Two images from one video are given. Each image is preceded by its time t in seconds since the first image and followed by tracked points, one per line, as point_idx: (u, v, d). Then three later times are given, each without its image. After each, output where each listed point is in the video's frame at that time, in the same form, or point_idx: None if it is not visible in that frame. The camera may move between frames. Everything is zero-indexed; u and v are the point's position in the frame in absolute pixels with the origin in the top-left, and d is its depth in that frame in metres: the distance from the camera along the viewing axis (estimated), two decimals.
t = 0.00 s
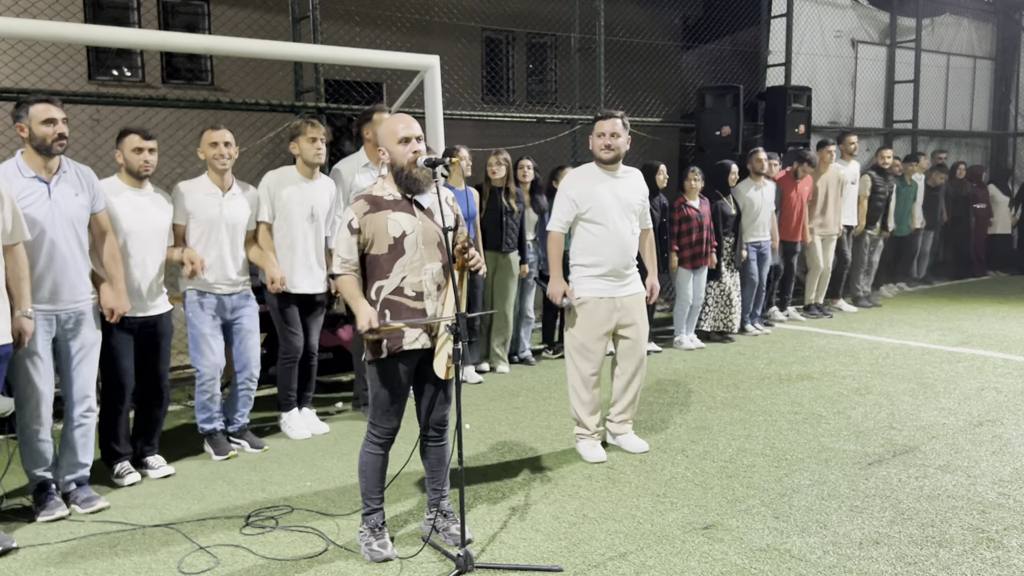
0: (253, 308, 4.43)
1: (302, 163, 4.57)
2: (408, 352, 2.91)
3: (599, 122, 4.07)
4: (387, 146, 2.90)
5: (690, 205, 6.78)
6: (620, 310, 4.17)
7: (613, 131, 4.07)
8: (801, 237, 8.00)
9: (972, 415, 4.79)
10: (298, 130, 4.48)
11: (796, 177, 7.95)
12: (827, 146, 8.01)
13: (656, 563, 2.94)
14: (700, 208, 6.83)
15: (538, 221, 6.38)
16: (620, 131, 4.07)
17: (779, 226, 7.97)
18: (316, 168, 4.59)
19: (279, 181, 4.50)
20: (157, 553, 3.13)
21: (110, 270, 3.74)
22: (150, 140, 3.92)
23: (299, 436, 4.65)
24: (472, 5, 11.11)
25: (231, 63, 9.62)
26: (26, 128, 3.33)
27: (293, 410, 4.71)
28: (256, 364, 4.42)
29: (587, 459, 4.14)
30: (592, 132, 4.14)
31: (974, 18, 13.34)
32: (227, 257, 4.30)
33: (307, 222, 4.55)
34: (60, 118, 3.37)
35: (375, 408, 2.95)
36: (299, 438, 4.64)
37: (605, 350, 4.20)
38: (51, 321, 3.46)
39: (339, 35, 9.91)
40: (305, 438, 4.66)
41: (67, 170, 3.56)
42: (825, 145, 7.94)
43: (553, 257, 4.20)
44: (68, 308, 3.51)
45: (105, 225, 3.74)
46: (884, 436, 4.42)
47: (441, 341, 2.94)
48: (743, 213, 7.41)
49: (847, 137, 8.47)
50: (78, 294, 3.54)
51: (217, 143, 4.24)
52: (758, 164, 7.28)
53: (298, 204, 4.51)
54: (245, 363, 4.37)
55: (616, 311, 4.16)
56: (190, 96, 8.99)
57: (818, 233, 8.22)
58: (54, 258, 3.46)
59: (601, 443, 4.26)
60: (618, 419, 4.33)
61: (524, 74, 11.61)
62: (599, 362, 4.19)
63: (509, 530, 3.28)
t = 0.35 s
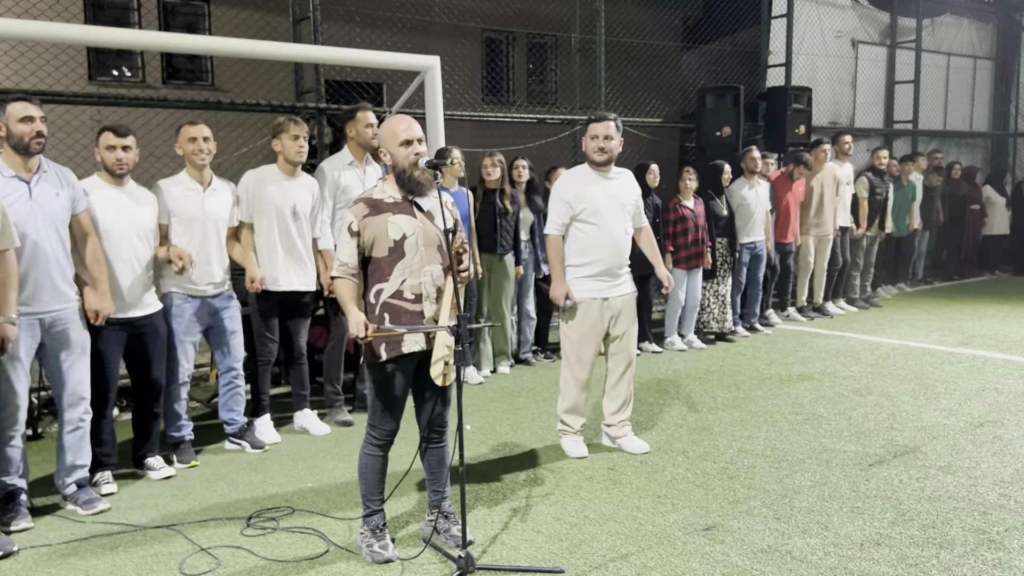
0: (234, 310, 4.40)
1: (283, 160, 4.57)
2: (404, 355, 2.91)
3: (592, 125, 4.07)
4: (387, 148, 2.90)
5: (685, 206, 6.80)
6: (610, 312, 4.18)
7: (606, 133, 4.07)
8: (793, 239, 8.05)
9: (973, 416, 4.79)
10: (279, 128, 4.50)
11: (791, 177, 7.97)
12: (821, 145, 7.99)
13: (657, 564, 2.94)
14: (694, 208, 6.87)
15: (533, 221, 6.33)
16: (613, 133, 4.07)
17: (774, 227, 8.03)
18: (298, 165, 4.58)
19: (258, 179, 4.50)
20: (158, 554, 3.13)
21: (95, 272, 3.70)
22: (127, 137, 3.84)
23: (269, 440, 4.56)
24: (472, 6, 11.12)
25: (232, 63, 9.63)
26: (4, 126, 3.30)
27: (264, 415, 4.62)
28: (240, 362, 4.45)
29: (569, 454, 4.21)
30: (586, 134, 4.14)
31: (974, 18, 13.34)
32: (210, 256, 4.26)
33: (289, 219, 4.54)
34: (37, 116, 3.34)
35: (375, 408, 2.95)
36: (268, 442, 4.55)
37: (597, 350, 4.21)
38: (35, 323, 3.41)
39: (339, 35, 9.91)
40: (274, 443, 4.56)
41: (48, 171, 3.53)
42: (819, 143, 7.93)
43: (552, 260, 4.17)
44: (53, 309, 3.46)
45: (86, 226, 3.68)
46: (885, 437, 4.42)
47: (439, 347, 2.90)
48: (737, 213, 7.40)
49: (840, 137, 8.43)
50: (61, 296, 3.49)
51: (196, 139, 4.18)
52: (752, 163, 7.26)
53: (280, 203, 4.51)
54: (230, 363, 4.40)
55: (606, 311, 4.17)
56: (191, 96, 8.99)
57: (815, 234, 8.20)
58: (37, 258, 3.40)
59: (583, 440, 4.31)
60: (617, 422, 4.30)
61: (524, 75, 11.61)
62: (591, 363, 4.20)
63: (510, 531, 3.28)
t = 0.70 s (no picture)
0: (222, 309, 4.38)
1: (272, 161, 4.57)
2: (401, 355, 2.91)
3: (577, 124, 4.08)
4: (385, 147, 2.90)
5: (680, 205, 6.80)
6: (597, 310, 4.19)
7: (591, 132, 4.08)
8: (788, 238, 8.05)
9: (972, 415, 4.79)
10: (269, 129, 4.47)
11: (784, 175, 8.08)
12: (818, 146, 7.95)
13: (655, 563, 2.94)
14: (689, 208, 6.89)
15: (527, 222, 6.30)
16: (598, 132, 4.08)
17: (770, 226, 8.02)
18: (287, 168, 4.60)
19: (250, 179, 4.50)
20: (156, 553, 3.13)
21: (74, 274, 3.62)
22: (115, 138, 3.77)
23: (268, 440, 4.56)
24: (472, 5, 11.12)
25: (232, 63, 9.63)
26: None
27: (264, 415, 4.62)
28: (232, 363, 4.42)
29: (569, 453, 4.21)
30: (570, 133, 4.15)
31: (974, 18, 13.35)
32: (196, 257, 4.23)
33: (281, 221, 4.57)
34: (20, 116, 3.27)
35: (373, 406, 2.94)
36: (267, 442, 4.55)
37: (584, 348, 4.23)
38: (14, 326, 3.34)
39: (339, 35, 9.91)
40: (274, 442, 4.57)
41: (30, 170, 3.42)
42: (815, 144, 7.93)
43: (536, 259, 4.20)
44: (32, 311, 3.38)
45: (67, 227, 3.60)
46: (884, 437, 4.42)
47: (438, 349, 2.89)
48: (731, 213, 7.39)
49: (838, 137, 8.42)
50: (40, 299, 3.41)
51: (183, 141, 4.14)
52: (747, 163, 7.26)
53: (272, 205, 4.53)
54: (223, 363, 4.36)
55: (595, 310, 4.19)
56: (190, 96, 8.99)
57: (812, 234, 8.20)
58: (16, 260, 3.31)
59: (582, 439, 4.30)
60: (613, 421, 4.29)
61: (524, 74, 11.61)
62: (577, 359, 4.23)
63: (509, 530, 3.28)
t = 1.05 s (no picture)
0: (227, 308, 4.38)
1: (273, 161, 4.57)
2: (401, 355, 2.92)
3: (585, 124, 4.08)
4: (385, 146, 2.91)
5: (679, 204, 6.79)
6: (604, 309, 4.19)
7: (599, 132, 4.08)
8: (792, 236, 7.99)
9: (971, 415, 4.79)
10: (268, 128, 4.47)
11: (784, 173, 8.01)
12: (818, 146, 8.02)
13: (655, 562, 2.94)
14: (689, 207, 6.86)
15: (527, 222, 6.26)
16: (606, 133, 4.08)
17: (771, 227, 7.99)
18: (287, 166, 4.59)
19: (251, 179, 4.49)
20: (156, 552, 3.13)
21: (78, 272, 3.59)
22: (117, 135, 3.77)
23: (268, 440, 4.57)
24: (472, 5, 11.12)
25: (232, 63, 9.63)
26: None
27: (264, 414, 4.63)
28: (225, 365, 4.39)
29: (569, 452, 4.21)
30: (578, 134, 4.15)
31: (974, 17, 13.36)
32: (203, 255, 4.23)
33: (281, 220, 4.55)
34: (20, 115, 3.26)
35: (371, 407, 2.95)
36: (268, 442, 4.56)
37: (587, 349, 4.22)
38: (17, 324, 3.33)
39: (339, 35, 9.91)
40: (273, 443, 4.58)
41: (32, 170, 3.42)
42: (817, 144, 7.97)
43: (540, 258, 4.19)
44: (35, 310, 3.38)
45: (71, 225, 3.59)
46: (883, 436, 4.42)
47: (437, 349, 2.89)
48: (732, 212, 7.40)
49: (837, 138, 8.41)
50: (44, 298, 3.42)
51: (190, 138, 4.13)
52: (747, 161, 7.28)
53: (271, 203, 4.50)
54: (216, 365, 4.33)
55: (601, 309, 4.19)
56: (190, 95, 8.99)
57: (812, 234, 8.21)
58: (19, 260, 3.32)
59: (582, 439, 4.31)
60: (612, 417, 4.36)
61: (524, 74, 11.61)
62: (580, 359, 4.22)
63: (509, 529, 3.28)
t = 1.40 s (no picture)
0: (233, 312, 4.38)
1: (275, 161, 4.57)
2: (404, 354, 2.92)
3: (599, 124, 4.09)
4: (387, 146, 2.91)
5: (679, 205, 6.77)
6: (618, 305, 4.21)
7: (613, 132, 4.09)
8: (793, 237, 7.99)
9: (972, 414, 4.79)
10: (270, 128, 4.48)
11: (785, 174, 8.01)
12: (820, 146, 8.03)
13: (656, 560, 2.95)
14: (689, 208, 6.84)
15: (528, 221, 6.25)
16: (620, 132, 4.09)
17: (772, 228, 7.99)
18: (290, 166, 4.59)
19: (252, 181, 4.51)
20: (158, 551, 3.13)
21: (82, 271, 3.58)
22: (125, 135, 3.77)
23: (276, 441, 4.54)
24: (473, 5, 11.13)
25: (233, 63, 9.64)
26: None
27: (275, 414, 4.62)
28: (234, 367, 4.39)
29: (569, 451, 4.22)
30: (592, 133, 4.16)
31: (974, 17, 13.37)
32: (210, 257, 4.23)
33: (283, 219, 4.56)
34: (23, 115, 3.24)
35: (376, 404, 2.96)
36: (275, 442, 4.54)
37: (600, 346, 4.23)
38: (20, 325, 3.33)
39: (340, 35, 9.91)
40: (282, 443, 4.55)
41: (36, 169, 3.41)
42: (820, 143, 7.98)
43: (564, 256, 4.21)
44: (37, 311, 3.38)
45: (76, 225, 3.59)
46: (884, 435, 4.42)
47: (439, 346, 2.91)
48: (732, 213, 7.38)
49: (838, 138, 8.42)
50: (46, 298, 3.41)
51: (198, 141, 4.17)
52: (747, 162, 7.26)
53: (274, 202, 4.53)
54: (224, 368, 4.34)
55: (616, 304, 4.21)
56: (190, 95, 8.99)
57: (814, 235, 8.20)
58: (19, 258, 3.31)
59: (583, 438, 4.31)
60: (617, 415, 4.38)
61: (524, 74, 11.61)
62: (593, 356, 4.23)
63: (511, 528, 3.28)
